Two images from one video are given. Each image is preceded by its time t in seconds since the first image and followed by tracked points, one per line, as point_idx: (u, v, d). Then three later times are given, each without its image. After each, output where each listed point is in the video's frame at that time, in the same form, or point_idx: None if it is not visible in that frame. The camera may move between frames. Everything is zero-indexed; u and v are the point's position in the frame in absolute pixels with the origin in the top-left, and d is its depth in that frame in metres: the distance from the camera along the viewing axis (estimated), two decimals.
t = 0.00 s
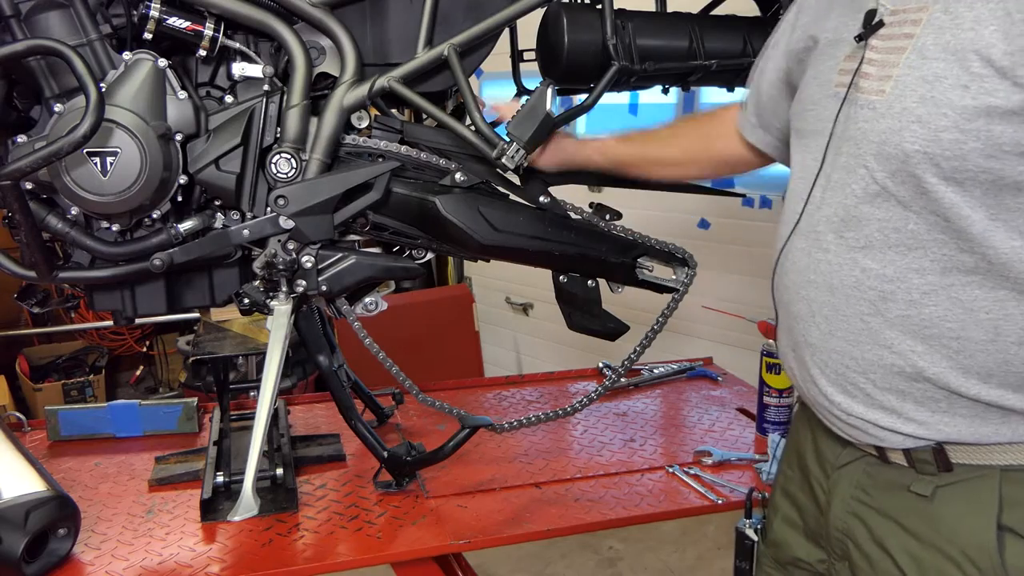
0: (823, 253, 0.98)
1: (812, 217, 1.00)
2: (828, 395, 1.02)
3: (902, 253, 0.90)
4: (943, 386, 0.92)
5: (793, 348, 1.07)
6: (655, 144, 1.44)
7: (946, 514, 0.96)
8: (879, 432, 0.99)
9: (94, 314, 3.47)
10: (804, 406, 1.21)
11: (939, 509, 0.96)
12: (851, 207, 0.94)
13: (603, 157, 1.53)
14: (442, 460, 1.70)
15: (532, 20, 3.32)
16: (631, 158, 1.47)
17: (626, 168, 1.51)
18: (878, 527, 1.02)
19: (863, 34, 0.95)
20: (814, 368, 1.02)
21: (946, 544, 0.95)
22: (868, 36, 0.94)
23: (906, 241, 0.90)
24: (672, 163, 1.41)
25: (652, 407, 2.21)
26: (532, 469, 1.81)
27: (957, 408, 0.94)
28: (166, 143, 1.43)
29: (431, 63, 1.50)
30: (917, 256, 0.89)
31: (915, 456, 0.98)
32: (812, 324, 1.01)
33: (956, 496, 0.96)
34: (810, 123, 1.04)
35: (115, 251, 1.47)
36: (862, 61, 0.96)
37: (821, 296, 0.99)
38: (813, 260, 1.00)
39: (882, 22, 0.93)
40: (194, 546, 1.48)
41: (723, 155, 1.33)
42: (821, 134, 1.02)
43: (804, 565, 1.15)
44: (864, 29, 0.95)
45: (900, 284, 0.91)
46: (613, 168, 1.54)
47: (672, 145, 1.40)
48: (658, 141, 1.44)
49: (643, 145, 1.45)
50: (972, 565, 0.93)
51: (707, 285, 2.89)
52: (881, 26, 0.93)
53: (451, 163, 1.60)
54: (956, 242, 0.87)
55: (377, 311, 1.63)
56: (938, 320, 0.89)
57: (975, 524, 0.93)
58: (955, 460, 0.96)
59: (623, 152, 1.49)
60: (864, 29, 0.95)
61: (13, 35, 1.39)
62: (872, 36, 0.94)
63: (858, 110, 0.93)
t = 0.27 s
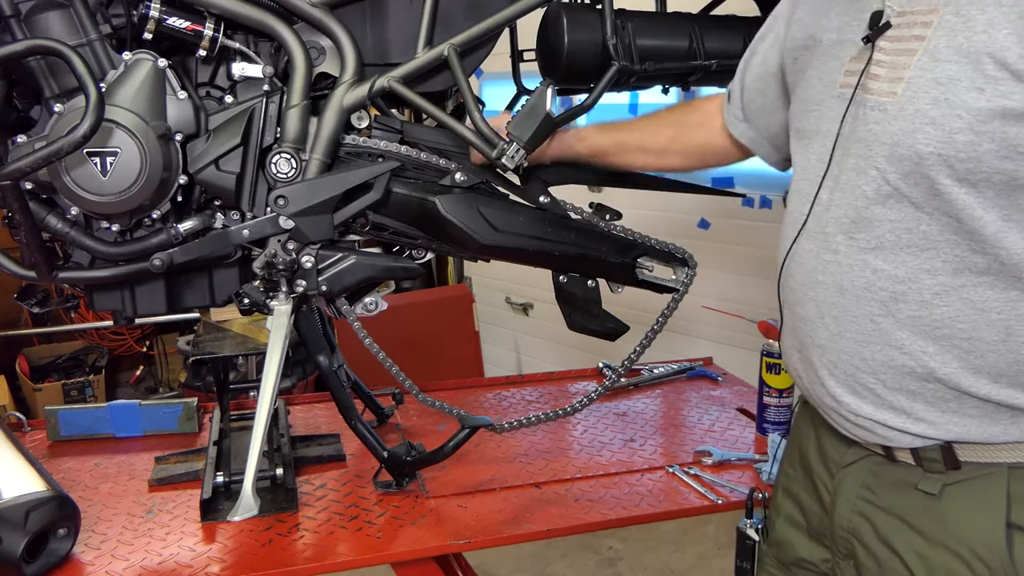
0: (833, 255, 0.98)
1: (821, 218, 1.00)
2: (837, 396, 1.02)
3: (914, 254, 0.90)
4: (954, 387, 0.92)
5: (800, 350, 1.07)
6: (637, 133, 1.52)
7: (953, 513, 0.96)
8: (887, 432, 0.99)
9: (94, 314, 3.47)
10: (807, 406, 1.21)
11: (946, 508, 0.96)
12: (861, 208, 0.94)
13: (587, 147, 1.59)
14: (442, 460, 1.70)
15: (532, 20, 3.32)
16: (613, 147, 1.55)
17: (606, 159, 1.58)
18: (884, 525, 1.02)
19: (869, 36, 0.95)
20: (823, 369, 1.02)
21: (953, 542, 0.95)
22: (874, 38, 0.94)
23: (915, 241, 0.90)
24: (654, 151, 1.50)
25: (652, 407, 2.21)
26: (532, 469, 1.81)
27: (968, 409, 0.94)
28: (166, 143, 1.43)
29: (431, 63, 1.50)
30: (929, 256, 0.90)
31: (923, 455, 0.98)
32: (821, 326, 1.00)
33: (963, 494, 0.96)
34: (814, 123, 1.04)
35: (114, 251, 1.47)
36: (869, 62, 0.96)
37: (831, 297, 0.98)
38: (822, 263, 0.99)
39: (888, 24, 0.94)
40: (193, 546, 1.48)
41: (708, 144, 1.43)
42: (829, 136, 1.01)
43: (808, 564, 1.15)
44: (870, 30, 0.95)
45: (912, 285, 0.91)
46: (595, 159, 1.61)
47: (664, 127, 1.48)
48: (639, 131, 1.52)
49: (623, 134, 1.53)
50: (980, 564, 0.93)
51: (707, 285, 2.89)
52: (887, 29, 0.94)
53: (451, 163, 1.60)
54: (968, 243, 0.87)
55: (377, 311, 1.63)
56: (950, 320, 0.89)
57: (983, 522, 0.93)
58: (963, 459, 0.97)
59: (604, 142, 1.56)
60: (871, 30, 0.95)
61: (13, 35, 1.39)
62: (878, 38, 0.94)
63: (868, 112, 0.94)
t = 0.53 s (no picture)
0: (836, 256, 0.98)
1: (825, 220, 1.00)
2: (840, 398, 1.02)
3: (917, 256, 0.90)
4: (957, 389, 0.92)
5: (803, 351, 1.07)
6: (627, 134, 1.54)
7: (955, 513, 0.96)
8: (890, 433, 0.99)
9: (94, 314, 3.48)
10: (809, 405, 1.22)
11: (948, 507, 0.96)
12: (864, 210, 0.95)
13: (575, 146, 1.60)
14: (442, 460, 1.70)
15: (532, 20, 3.32)
16: (600, 146, 1.56)
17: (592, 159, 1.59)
18: (886, 525, 1.02)
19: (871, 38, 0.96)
20: (826, 370, 1.03)
21: (955, 542, 0.95)
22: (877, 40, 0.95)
23: (919, 243, 0.90)
24: (644, 152, 1.51)
25: (652, 407, 2.21)
26: (532, 469, 1.81)
27: (972, 411, 0.93)
28: (166, 143, 1.43)
29: (431, 63, 1.50)
30: (932, 258, 0.90)
31: (925, 455, 0.98)
32: (824, 328, 1.01)
33: (965, 494, 0.96)
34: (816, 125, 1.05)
35: (115, 251, 1.47)
36: (871, 65, 0.97)
37: (834, 298, 0.99)
38: (825, 264, 1.00)
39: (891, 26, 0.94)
40: (194, 546, 1.48)
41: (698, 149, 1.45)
42: (833, 138, 1.02)
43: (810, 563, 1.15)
44: (873, 33, 0.96)
45: (915, 287, 0.91)
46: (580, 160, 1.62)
47: (653, 130, 1.51)
48: (629, 132, 1.54)
49: (613, 135, 1.55)
50: (982, 563, 0.93)
51: (706, 285, 2.89)
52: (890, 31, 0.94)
53: (451, 163, 1.61)
54: (971, 244, 0.87)
55: (377, 311, 1.63)
56: (954, 322, 0.89)
57: (985, 522, 0.93)
58: (965, 458, 0.96)
59: (591, 141, 1.57)
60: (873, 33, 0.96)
61: (13, 35, 1.38)
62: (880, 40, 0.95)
63: (871, 113, 0.94)
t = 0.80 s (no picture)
0: (839, 257, 0.98)
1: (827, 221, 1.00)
2: (842, 400, 1.02)
3: (921, 256, 0.90)
4: (961, 390, 0.92)
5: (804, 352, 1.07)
6: (627, 132, 1.54)
7: (958, 513, 0.95)
8: (893, 434, 0.99)
9: (94, 314, 3.47)
10: (808, 407, 1.22)
11: (951, 508, 0.96)
12: (869, 211, 0.95)
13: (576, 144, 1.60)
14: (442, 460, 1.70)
15: (532, 19, 3.32)
16: (601, 143, 1.56)
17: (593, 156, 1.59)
18: (888, 526, 1.02)
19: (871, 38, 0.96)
20: (828, 372, 1.03)
21: (958, 542, 0.95)
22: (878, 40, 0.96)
23: (923, 244, 0.90)
24: (645, 149, 1.51)
25: (652, 407, 2.21)
26: (533, 469, 1.81)
27: (976, 413, 0.93)
28: (166, 143, 1.43)
29: (431, 63, 1.50)
30: (936, 258, 0.89)
31: (927, 456, 0.98)
32: (826, 329, 1.01)
33: (968, 494, 0.96)
34: (815, 125, 1.06)
35: (114, 251, 1.47)
36: (871, 64, 0.98)
37: (837, 300, 0.99)
38: (827, 264, 1.00)
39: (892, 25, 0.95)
40: (193, 546, 1.48)
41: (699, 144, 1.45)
42: (834, 138, 1.02)
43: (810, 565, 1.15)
44: (874, 32, 0.96)
45: (918, 287, 0.91)
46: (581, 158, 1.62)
47: (653, 127, 1.51)
48: (630, 129, 1.54)
49: (613, 132, 1.56)
50: (985, 564, 0.92)
51: (706, 285, 2.89)
52: (891, 30, 0.94)
53: (451, 163, 1.60)
54: (975, 244, 0.87)
55: (377, 311, 1.63)
56: (958, 322, 0.89)
57: (988, 522, 0.93)
58: (968, 459, 0.96)
59: (593, 138, 1.58)
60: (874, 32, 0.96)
61: (13, 35, 1.38)
62: (881, 40, 0.95)
63: (873, 113, 0.95)
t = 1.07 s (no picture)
0: (840, 257, 0.98)
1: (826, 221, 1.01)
2: (840, 400, 1.02)
3: (923, 257, 0.90)
4: (961, 390, 0.92)
5: (804, 352, 1.06)
6: (627, 133, 1.54)
7: (957, 513, 0.95)
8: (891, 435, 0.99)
9: (94, 314, 3.48)
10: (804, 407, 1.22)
11: (951, 508, 0.96)
12: (870, 210, 0.94)
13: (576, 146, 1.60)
14: (442, 460, 1.70)
15: (533, 20, 3.31)
16: (602, 144, 1.57)
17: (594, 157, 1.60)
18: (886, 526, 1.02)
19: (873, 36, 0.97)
20: (827, 372, 1.02)
21: (957, 542, 0.94)
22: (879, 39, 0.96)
23: (925, 244, 0.90)
24: (646, 150, 1.52)
25: (652, 407, 2.21)
26: (533, 469, 1.81)
27: (975, 413, 0.93)
28: (166, 143, 1.43)
29: (431, 63, 1.50)
30: (937, 258, 0.89)
31: (926, 455, 0.98)
32: (825, 328, 1.01)
33: (968, 493, 0.96)
34: (812, 124, 1.06)
35: (115, 251, 1.47)
36: (873, 63, 0.98)
37: (837, 300, 0.99)
38: (827, 265, 1.00)
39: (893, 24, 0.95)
40: (193, 547, 1.48)
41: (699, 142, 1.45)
42: (833, 138, 1.02)
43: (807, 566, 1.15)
44: (875, 31, 0.96)
45: (920, 287, 0.91)
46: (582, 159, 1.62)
47: (653, 128, 1.51)
48: (630, 131, 1.54)
49: (614, 134, 1.56)
50: (986, 564, 0.92)
51: (706, 285, 2.89)
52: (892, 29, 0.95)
53: (451, 163, 1.60)
54: (977, 244, 0.87)
55: (377, 311, 1.63)
56: (959, 322, 0.89)
57: (987, 522, 0.93)
58: (965, 458, 0.96)
59: (593, 139, 1.58)
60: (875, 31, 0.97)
61: (13, 35, 1.38)
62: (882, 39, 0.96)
63: (875, 112, 0.95)
